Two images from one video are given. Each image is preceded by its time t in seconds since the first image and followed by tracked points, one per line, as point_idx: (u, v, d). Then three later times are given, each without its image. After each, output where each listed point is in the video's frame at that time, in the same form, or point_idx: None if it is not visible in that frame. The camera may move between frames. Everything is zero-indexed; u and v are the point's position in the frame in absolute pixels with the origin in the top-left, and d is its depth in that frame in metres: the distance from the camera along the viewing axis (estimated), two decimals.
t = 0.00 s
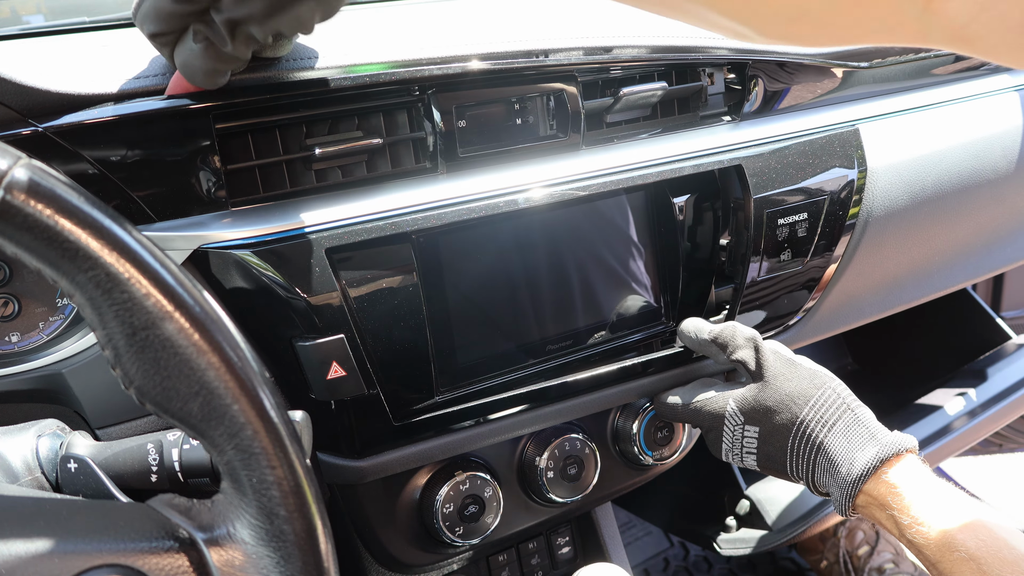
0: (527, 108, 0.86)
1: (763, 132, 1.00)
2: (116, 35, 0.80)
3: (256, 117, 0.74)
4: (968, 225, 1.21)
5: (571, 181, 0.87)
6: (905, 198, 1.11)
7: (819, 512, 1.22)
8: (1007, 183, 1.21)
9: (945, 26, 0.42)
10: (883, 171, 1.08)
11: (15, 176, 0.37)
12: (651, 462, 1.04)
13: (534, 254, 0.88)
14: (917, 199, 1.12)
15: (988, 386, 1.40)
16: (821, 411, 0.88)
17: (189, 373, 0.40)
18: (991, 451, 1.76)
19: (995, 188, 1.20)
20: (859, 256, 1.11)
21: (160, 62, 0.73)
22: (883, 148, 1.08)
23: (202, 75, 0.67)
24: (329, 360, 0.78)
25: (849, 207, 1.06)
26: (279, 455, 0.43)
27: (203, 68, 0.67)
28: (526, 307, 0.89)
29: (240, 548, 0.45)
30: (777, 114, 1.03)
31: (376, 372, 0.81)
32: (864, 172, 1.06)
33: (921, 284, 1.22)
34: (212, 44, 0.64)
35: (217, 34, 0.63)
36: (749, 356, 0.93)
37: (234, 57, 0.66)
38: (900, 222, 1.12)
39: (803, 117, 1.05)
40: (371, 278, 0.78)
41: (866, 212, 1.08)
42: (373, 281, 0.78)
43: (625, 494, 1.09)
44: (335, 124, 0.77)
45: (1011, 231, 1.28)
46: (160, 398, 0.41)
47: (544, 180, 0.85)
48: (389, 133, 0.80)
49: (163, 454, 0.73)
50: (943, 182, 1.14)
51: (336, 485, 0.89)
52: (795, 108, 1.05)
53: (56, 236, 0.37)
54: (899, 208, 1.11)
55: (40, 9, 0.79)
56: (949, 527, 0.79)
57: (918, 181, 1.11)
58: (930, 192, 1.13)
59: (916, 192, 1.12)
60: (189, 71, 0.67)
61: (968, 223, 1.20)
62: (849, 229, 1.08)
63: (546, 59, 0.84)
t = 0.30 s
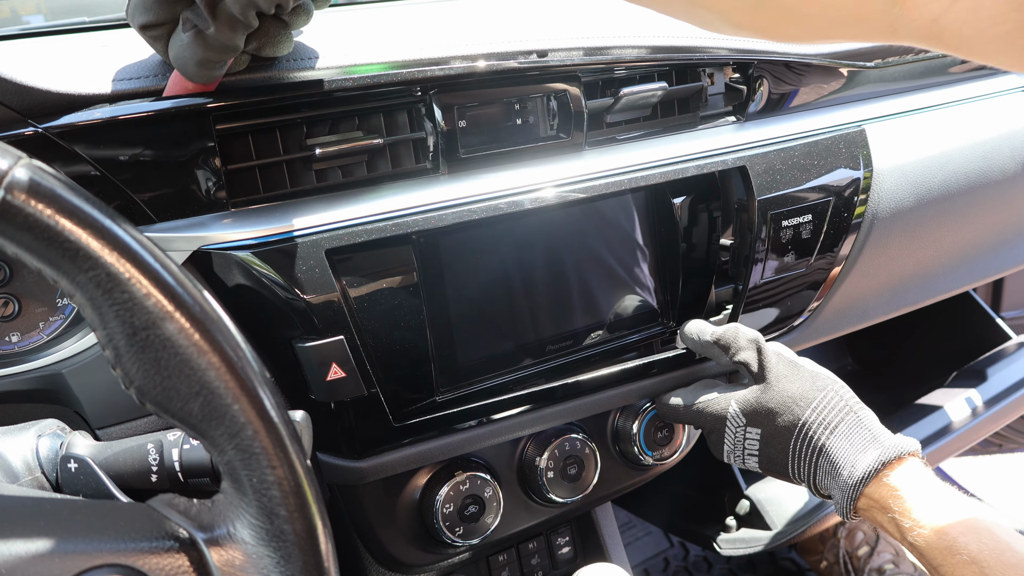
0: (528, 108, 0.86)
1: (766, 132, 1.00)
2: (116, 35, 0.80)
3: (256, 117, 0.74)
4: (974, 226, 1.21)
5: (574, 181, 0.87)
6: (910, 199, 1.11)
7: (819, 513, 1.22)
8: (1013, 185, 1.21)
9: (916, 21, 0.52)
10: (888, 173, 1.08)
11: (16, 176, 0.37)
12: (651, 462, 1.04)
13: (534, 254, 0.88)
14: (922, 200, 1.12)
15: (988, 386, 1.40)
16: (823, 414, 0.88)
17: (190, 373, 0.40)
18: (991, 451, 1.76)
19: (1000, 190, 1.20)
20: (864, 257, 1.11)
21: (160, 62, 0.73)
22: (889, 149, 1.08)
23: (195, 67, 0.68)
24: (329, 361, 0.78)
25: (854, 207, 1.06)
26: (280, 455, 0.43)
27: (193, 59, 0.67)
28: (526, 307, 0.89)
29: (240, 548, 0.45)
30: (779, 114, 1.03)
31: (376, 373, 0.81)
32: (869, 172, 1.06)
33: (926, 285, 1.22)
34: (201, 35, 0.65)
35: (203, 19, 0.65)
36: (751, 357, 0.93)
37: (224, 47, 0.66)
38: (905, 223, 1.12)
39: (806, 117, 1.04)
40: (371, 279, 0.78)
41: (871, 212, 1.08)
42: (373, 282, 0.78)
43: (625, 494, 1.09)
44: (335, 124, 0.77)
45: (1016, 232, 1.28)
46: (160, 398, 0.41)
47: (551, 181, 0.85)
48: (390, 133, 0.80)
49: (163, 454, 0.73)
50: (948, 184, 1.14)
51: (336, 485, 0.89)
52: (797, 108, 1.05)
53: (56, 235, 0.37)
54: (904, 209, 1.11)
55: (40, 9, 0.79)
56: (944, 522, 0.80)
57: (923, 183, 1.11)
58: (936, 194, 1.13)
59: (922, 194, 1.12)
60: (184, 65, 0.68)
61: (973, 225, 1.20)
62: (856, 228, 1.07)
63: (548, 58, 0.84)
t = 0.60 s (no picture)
0: (527, 108, 0.86)
1: (765, 132, 1.00)
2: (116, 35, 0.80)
3: (257, 117, 0.74)
4: (973, 226, 1.21)
5: (574, 180, 0.87)
6: (908, 199, 1.11)
7: (819, 513, 1.22)
8: (1012, 185, 1.21)
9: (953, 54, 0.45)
10: (886, 172, 1.08)
11: (15, 176, 0.37)
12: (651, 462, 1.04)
13: (536, 254, 0.88)
14: (920, 200, 1.12)
15: (988, 386, 1.40)
16: (818, 415, 0.88)
17: (189, 373, 0.40)
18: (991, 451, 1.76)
19: (999, 190, 1.20)
20: (862, 256, 1.11)
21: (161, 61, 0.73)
22: (887, 149, 1.08)
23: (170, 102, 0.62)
24: (329, 360, 0.78)
25: (852, 208, 1.06)
26: (279, 455, 0.43)
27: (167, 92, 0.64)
28: (526, 307, 0.89)
29: (240, 548, 0.45)
30: (779, 115, 1.03)
31: (376, 373, 0.81)
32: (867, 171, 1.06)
33: (925, 285, 1.22)
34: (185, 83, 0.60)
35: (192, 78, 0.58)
36: (748, 356, 0.95)
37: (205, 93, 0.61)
38: (903, 223, 1.12)
39: (804, 117, 1.05)
40: (371, 278, 0.78)
41: (869, 212, 1.08)
42: (373, 282, 0.78)
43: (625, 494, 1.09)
44: (334, 124, 0.77)
45: (1015, 232, 1.28)
46: (160, 398, 0.41)
47: (552, 181, 0.85)
48: (389, 132, 0.80)
49: (162, 454, 0.73)
50: (946, 184, 1.14)
51: (336, 485, 0.89)
52: (796, 109, 1.05)
53: (56, 236, 0.37)
54: (902, 209, 1.11)
55: (40, 9, 0.79)
56: (937, 524, 0.79)
57: (921, 183, 1.11)
58: (934, 193, 1.13)
59: (919, 194, 1.12)
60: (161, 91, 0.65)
61: (972, 225, 1.20)
62: (853, 228, 1.07)
63: (547, 59, 0.85)
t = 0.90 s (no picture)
0: (530, 108, 0.85)
1: (767, 138, 1.01)
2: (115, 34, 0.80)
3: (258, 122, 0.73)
4: (986, 226, 1.21)
5: (575, 187, 0.87)
6: (922, 199, 1.11)
7: (820, 512, 1.22)
8: None
9: (915, 34, 0.45)
10: (900, 175, 1.08)
11: (15, 176, 0.37)
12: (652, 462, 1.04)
13: (538, 255, 0.88)
14: (934, 200, 1.12)
15: (988, 385, 1.40)
16: (826, 416, 0.88)
17: (189, 373, 0.40)
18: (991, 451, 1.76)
19: (1012, 190, 1.20)
20: (873, 256, 1.11)
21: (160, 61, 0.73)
22: (898, 150, 1.08)
23: (142, 79, 0.65)
24: (331, 372, 0.78)
25: (867, 202, 1.06)
26: (279, 455, 0.43)
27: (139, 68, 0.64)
28: (524, 309, 0.89)
29: (239, 548, 0.45)
30: (784, 117, 1.03)
31: (375, 375, 0.82)
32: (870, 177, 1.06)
33: (930, 288, 1.23)
34: (150, 50, 0.63)
35: (155, 38, 0.62)
36: (756, 357, 0.94)
37: (175, 63, 0.64)
38: (916, 222, 1.12)
39: (811, 121, 1.04)
40: (370, 278, 0.78)
41: (883, 207, 1.08)
42: (370, 281, 0.78)
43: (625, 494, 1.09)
44: (334, 128, 0.77)
45: None
46: (159, 398, 0.41)
47: (555, 187, 0.86)
48: (389, 133, 0.80)
49: (162, 454, 0.73)
50: (960, 184, 1.14)
51: (337, 485, 0.89)
52: (801, 110, 1.04)
53: (56, 236, 0.37)
54: (916, 209, 1.11)
55: (40, 9, 0.79)
56: (939, 525, 0.79)
57: (935, 183, 1.11)
58: (948, 193, 1.13)
59: (933, 194, 1.12)
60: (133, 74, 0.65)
61: (982, 225, 1.20)
62: (870, 221, 1.08)
63: (554, 60, 0.84)
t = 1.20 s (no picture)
0: (529, 108, 0.87)
1: (776, 137, 0.99)
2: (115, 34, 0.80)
3: (257, 121, 0.73)
4: (1001, 231, 1.20)
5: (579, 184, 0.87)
6: (939, 199, 1.11)
7: (820, 512, 1.22)
8: None
9: (937, 42, 0.47)
10: (918, 175, 1.08)
11: (14, 175, 0.37)
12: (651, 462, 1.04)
13: (539, 255, 0.88)
14: (951, 201, 1.12)
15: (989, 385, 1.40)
16: (834, 418, 0.88)
17: (188, 372, 0.40)
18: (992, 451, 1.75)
19: None
20: (888, 255, 1.11)
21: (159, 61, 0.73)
22: (913, 151, 1.08)
23: (154, 83, 0.68)
24: (327, 371, 0.78)
25: (888, 194, 1.07)
26: (278, 456, 0.43)
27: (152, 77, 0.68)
28: (523, 309, 0.89)
29: (238, 548, 0.45)
30: (791, 117, 1.02)
31: (370, 373, 0.82)
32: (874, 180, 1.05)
33: (942, 292, 1.23)
34: (169, 57, 0.67)
35: (177, 47, 0.67)
36: (761, 359, 0.95)
37: (189, 72, 0.69)
38: (932, 223, 1.12)
39: (820, 121, 1.02)
40: (368, 277, 0.78)
41: (904, 205, 1.08)
42: (369, 280, 0.79)
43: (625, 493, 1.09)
44: (333, 126, 0.77)
45: None
46: (158, 398, 0.41)
47: (567, 185, 0.86)
48: (389, 132, 0.80)
49: (162, 454, 0.73)
50: (976, 187, 1.13)
51: (336, 486, 0.89)
52: (808, 110, 1.03)
53: (55, 236, 0.37)
54: (932, 209, 1.11)
55: (40, 9, 0.79)
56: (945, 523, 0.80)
57: (950, 184, 1.11)
58: (964, 194, 1.13)
59: (950, 195, 1.12)
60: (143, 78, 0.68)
61: (996, 229, 1.19)
62: (887, 216, 1.08)
63: (561, 60, 0.83)
